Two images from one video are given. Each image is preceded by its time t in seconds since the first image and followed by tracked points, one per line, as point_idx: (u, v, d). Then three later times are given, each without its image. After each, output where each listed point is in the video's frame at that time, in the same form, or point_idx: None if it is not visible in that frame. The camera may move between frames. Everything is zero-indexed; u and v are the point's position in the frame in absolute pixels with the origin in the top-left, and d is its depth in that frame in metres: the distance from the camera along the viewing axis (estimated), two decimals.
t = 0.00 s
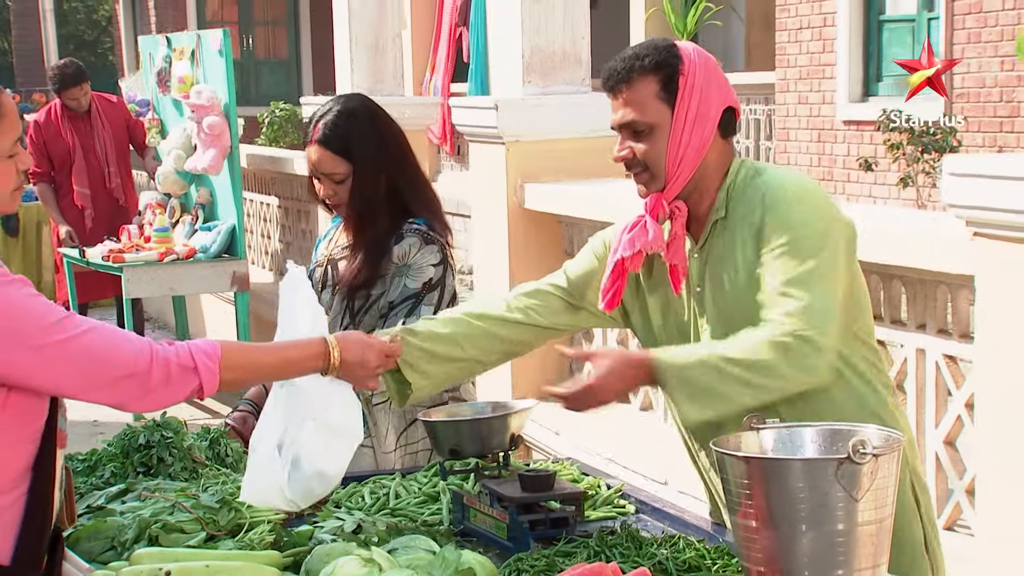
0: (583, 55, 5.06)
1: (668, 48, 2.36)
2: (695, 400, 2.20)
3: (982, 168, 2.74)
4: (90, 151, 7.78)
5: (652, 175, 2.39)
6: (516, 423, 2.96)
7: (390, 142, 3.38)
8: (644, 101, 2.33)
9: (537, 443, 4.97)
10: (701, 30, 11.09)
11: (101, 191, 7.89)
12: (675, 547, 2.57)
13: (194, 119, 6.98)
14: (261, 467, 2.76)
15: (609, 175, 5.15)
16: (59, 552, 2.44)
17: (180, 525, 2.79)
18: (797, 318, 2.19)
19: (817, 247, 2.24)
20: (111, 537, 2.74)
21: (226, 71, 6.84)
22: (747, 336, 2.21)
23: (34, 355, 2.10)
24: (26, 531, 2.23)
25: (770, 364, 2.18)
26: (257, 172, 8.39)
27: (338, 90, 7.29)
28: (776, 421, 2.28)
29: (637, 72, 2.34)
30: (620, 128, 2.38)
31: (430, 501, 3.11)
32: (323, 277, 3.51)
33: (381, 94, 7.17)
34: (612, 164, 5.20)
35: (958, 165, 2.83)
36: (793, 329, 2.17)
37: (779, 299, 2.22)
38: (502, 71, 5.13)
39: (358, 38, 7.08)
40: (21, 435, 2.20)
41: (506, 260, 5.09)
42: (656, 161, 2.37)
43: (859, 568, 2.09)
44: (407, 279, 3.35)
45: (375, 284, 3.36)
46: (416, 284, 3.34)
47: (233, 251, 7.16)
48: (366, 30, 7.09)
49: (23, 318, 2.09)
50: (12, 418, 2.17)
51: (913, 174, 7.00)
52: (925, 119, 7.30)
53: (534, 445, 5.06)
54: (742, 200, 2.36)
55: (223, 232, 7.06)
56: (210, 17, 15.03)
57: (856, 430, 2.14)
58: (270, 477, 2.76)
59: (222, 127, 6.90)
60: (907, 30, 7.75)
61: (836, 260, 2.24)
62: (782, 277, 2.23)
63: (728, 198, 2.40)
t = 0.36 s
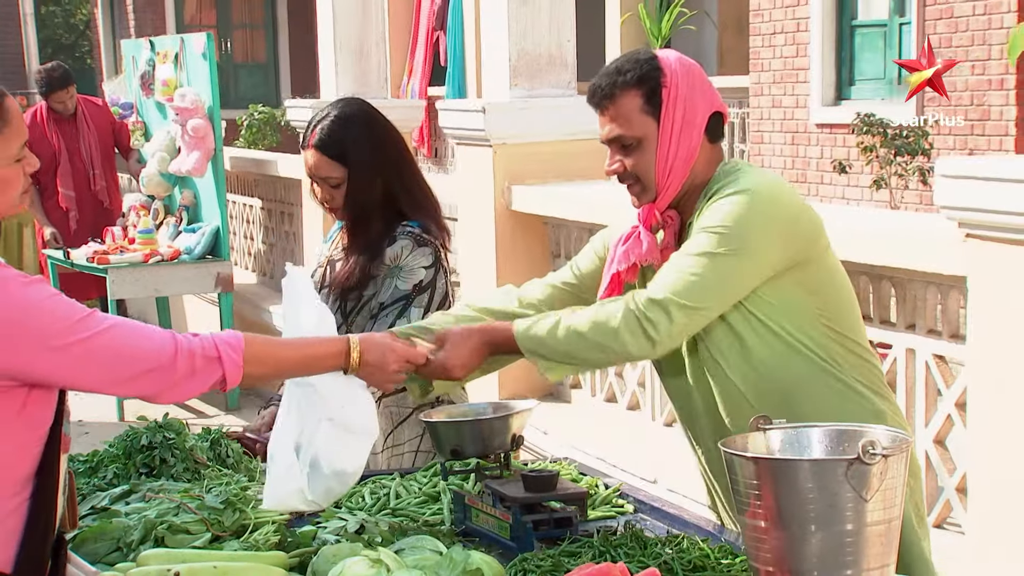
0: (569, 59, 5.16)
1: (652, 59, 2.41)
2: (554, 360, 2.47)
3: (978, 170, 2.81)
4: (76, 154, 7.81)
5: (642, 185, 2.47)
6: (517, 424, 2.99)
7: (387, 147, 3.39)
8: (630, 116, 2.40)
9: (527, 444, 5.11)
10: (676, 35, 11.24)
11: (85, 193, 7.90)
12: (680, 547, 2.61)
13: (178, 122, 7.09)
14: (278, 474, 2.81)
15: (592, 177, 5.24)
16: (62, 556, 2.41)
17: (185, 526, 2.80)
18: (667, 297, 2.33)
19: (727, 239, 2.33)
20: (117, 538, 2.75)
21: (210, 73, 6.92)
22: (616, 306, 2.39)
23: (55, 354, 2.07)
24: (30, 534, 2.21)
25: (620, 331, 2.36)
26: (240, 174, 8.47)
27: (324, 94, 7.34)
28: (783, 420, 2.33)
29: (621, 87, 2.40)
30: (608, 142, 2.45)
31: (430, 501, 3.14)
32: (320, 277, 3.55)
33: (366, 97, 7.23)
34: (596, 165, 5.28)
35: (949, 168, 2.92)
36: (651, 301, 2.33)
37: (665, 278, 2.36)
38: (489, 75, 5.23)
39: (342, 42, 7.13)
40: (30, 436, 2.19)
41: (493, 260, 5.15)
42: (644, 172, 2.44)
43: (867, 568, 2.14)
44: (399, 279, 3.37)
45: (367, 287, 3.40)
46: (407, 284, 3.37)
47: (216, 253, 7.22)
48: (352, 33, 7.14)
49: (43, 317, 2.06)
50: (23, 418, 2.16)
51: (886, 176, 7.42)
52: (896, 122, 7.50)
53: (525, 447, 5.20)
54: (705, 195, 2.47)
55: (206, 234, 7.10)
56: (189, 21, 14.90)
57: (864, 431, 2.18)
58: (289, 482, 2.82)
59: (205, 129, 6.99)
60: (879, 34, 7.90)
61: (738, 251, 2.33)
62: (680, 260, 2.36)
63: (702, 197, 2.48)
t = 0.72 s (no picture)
0: (555, 63, 5.30)
1: (639, 65, 2.41)
2: (742, 409, 2.34)
3: (972, 171, 2.87)
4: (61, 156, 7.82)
5: (635, 189, 2.46)
6: (518, 424, 3.03)
7: (391, 149, 3.43)
8: (622, 119, 2.38)
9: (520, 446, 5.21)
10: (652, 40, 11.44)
11: (71, 195, 7.90)
12: (685, 547, 2.64)
13: (162, 125, 7.06)
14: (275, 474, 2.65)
15: (579, 179, 5.32)
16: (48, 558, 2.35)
17: (191, 526, 2.81)
18: (815, 314, 2.31)
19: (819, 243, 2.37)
20: (122, 539, 2.76)
21: (195, 77, 6.96)
22: (778, 342, 2.33)
23: None
24: None
25: (812, 365, 2.31)
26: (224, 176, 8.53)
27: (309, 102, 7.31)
28: (790, 421, 2.35)
29: (612, 92, 2.40)
30: (598, 146, 2.43)
31: (430, 501, 3.17)
32: (318, 280, 3.58)
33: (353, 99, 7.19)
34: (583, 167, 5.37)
35: (944, 169, 2.97)
36: (818, 323, 2.30)
37: (793, 298, 2.33)
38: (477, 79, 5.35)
39: (328, 44, 7.15)
40: None
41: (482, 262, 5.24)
42: (637, 175, 2.43)
43: (876, 568, 2.19)
44: (394, 288, 3.41)
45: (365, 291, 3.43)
46: (402, 294, 3.41)
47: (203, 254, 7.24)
48: (337, 36, 7.16)
49: None
50: None
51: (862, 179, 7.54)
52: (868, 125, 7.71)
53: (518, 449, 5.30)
54: (719, 203, 2.45)
55: (192, 236, 7.13)
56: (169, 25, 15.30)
57: (871, 431, 2.22)
58: (285, 483, 2.66)
59: (191, 132, 6.98)
60: (853, 39, 8.08)
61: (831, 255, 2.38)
62: (787, 274, 2.33)
63: (698, 203, 2.49)
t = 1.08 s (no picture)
0: (539, 65, 5.56)
1: (652, 86, 2.42)
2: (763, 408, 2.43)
3: (965, 174, 2.99)
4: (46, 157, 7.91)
5: (676, 206, 2.47)
6: (517, 425, 3.06)
7: (399, 157, 3.63)
8: (658, 145, 2.38)
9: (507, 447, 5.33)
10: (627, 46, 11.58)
11: (54, 196, 7.95)
12: (687, 547, 2.68)
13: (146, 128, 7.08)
14: (227, 457, 3.14)
15: (565, 180, 5.56)
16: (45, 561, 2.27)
17: (194, 527, 2.82)
18: (839, 318, 2.40)
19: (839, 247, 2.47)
20: (125, 540, 2.77)
21: (179, 79, 6.93)
22: (799, 343, 2.41)
23: None
24: None
25: (833, 367, 2.40)
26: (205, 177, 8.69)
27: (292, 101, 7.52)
28: (794, 422, 2.39)
29: (638, 121, 2.37)
30: (631, 177, 2.41)
31: (429, 501, 3.18)
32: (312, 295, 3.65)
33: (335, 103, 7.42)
34: (571, 168, 5.62)
35: (935, 171, 3.10)
36: (843, 327, 2.40)
37: (819, 300, 2.41)
38: (462, 83, 5.61)
39: (311, 49, 7.35)
40: None
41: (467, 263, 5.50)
42: (673, 196, 2.45)
43: (881, 568, 2.22)
44: (400, 304, 3.54)
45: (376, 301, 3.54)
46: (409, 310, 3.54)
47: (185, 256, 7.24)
48: (319, 40, 7.37)
49: None
50: None
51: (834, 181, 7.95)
52: (841, 128, 7.92)
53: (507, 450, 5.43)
54: (739, 206, 2.51)
55: (175, 237, 7.12)
56: (145, 28, 15.16)
57: (875, 432, 2.26)
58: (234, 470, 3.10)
59: (173, 134, 7.00)
60: (825, 43, 8.26)
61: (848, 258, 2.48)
62: (811, 277, 2.41)
63: (722, 202, 2.53)
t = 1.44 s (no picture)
0: (522, 68, 5.76)
1: (627, 111, 2.52)
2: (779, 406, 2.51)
3: (949, 175, 3.11)
4: (33, 158, 8.29)
5: (664, 223, 2.61)
6: (514, 425, 3.10)
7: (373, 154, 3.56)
8: (630, 170, 2.51)
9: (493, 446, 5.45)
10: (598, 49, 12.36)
11: (39, 197, 8.33)
12: (686, 545, 2.73)
13: (128, 130, 7.53)
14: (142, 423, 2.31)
15: (548, 183, 5.78)
16: None
17: (195, 527, 2.82)
18: (851, 322, 2.47)
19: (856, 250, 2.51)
20: (127, 541, 2.77)
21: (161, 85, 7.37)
22: (811, 346, 2.49)
23: None
24: None
25: (849, 370, 2.47)
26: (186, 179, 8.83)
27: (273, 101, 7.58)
28: (794, 422, 2.45)
29: (609, 150, 2.52)
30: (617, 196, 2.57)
31: (424, 501, 3.21)
32: (297, 307, 3.52)
33: (316, 104, 7.45)
34: (551, 170, 5.84)
35: (923, 172, 3.22)
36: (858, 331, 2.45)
37: (827, 306, 2.47)
38: (445, 85, 5.80)
39: (292, 48, 7.36)
40: None
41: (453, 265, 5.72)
42: (654, 216, 2.57)
43: (883, 567, 2.28)
44: (402, 298, 3.57)
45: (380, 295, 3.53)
46: (411, 300, 3.59)
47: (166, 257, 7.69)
48: (300, 38, 7.37)
49: None
50: None
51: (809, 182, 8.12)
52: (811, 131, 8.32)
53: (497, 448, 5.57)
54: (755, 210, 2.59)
55: (156, 238, 7.58)
56: (121, 30, 16.15)
57: (876, 433, 2.32)
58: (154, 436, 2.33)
59: (155, 136, 7.40)
60: (796, 48, 8.69)
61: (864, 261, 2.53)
62: (824, 283, 2.47)
63: (732, 210, 2.62)
